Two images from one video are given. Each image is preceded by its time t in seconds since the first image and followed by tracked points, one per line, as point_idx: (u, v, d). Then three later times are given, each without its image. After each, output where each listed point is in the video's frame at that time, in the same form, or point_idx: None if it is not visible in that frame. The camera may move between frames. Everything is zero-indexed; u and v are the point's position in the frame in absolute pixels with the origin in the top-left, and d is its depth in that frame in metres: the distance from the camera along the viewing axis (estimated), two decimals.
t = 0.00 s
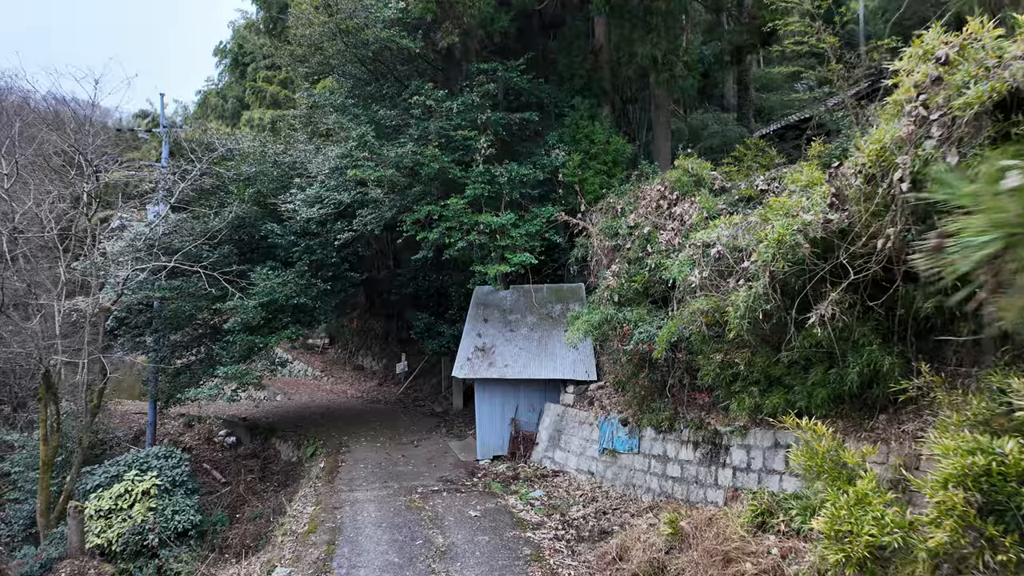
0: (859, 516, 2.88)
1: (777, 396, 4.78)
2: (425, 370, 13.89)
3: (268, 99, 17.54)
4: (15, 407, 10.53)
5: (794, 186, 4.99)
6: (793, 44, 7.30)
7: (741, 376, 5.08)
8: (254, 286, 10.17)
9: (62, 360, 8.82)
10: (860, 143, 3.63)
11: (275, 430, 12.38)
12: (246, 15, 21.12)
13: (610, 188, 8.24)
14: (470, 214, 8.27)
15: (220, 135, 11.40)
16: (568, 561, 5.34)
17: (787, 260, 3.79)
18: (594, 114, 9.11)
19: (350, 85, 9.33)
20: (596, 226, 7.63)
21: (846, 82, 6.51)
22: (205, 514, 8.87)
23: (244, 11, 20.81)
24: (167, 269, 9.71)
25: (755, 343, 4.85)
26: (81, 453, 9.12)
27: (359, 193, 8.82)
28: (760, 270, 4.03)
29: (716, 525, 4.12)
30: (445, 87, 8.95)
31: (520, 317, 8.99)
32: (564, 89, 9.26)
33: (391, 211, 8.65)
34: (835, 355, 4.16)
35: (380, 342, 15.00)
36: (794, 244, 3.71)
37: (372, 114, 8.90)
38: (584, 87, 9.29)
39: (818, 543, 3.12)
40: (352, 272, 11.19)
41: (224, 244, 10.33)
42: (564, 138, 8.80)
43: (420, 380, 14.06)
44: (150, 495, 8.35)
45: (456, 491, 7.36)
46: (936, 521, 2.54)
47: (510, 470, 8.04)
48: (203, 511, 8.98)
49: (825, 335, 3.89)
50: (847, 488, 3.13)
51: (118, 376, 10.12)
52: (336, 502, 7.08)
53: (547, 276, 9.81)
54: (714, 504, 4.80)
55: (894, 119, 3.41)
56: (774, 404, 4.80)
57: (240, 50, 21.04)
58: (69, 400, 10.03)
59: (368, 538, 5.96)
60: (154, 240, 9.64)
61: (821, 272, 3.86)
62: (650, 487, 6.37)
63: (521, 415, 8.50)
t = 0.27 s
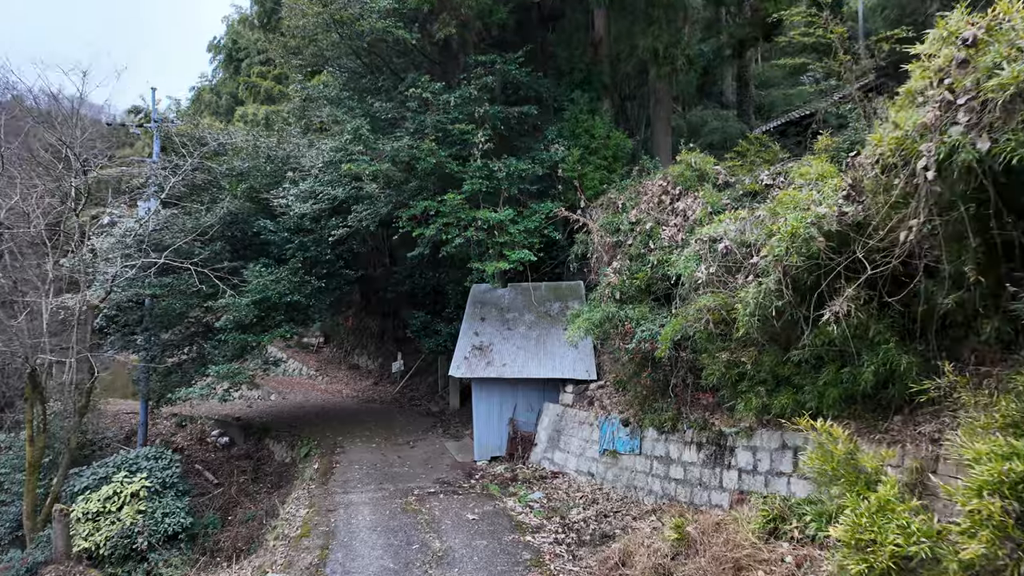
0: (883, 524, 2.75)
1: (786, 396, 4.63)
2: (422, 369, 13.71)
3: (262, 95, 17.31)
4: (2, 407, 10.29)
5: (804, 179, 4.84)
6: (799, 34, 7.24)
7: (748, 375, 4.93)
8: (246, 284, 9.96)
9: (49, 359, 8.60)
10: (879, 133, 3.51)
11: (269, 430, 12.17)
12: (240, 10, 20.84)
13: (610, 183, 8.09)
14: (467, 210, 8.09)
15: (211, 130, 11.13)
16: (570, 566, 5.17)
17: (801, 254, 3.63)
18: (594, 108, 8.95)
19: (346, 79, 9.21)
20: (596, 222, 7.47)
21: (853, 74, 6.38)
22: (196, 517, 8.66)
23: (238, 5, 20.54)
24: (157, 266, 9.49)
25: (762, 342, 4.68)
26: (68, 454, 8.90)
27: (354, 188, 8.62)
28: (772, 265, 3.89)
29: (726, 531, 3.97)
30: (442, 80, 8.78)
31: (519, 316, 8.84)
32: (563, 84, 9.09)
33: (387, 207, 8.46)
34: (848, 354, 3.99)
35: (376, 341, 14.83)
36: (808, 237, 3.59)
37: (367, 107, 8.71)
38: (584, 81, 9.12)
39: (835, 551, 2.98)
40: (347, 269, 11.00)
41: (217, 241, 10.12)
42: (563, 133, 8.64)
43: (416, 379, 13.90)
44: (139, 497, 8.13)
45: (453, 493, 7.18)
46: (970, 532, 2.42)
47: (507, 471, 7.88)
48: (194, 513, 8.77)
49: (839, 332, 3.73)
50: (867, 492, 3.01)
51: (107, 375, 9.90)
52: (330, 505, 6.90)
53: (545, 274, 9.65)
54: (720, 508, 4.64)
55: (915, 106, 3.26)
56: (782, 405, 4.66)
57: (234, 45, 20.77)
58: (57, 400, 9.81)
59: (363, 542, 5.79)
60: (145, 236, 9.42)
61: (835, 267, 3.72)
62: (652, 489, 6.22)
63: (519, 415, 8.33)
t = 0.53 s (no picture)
0: (911, 540, 2.66)
1: (795, 400, 4.49)
2: (417, 371, 13.52)
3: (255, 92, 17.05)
4: None
5: (813, 176, 4.70)
6: (805, 29, 7.24)
7: (755, 379, 4.79)
8: (238, 283, 9.75)
9: (34, 360, 8.37)
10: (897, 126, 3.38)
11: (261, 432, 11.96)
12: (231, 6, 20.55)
13: (610, 181, 7.94)
14: (465, 208, 7.92)
15: (203, 127, 10.90)
16: None
17: (816, 254, 3.47)
18: (593, 105, 8.80)
19: (339, 74, 9.03)
20: (596, 221, 7.33)
21: (859, 70, 6.25)
22: (186, 522, 8.46)
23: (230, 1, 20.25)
24: (146, 265, 9.27)
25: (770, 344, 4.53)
26: (53, 459, 8.68)
27: (348, 186, 8.43)
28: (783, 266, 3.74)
29: (735, 542, 3.84)
30: (438, 76, 8.61)
31: (517, 317, 8.68)
32: (562, 80, 8.94)
33: (381, 205, 8.27)
34: (861, 357, 3.83)
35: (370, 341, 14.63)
36: (824, 236, 3.44)
37: (362, 103, 8.52)
38: (583, 78, 8.97)
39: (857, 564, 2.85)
40: (341, 269, 10.80)
41: (207, 240, 9.90)
42: (562, 130, 8.48)
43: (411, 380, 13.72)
44: (127, 503, 7.93)
45: (450, 498, 7.02)
46: (1008, 551, 2.37)
47: (505, 475, 7.72)
48: (183, 518, 8.57)
49: (854, 335, 3.58)
50: (891, 505, 2.95)
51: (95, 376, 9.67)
52: (323, 511, 6.72)
53: (543, 274, 9.48)
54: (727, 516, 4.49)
55: (935, 99, 3.13)
56: (791, 409, 4.51)
57: (225, 42, 20.48)
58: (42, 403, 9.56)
59: (358, 550, 5.62)
60: (133, 235, 9.20)
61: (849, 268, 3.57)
62: (654, 494, 6.08)
63: (517, 418, 8.16)
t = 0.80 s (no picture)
0: (945, 552, 2.55)
1: (806, 401, 4.34)
2: (414, 370, 13.34)
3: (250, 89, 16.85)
4: None
5: (825, 169, 4.54)
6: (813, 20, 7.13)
7: (764, 379, 4.64)
8: (231, 282, 9.56)
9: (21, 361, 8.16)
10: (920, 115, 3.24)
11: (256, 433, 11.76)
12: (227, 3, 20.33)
13: (612, 177, 7.79)
14: (463, 205, 7.75)
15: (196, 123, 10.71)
16: None
17: (834, 248, 3.34)
18: (594, 100, 8.64)
19: (335, 68, 8.86)
20: (598, 217, 7.17)
21: (868, 62, 6.11)
22: (178, 526, 8.27)
23: None
24: (138, 263, 9.07)
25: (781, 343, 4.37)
26: (42, 461, 8.48)
27: (344, 182, 8.26)
28: (799, 261, 3.61)
29: (748, 549, 3.70)
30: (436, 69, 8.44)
31: (516, 316, 8.53)
32: (562, 75, 8.78)
33: (378, 202, 8.09)
34: (877, 356, 3.68)
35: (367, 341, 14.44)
36: (843, 229, 3.30)
37: (358, 97, 8.35)
38: (584, 72, 8.81)
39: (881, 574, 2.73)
40: (337, 267, 10.60)
41: (201, 238, 9.71)
42: (562, 125, 8.33)
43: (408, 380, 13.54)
44: (117, 506, 7.74)
45: (448, 502, 6.85)
46: None
47: (504, 477, 7.55)
48: (175, 522, 8.38)
49: (873, 333, 3.43)
50: (919, 513, 2.82)
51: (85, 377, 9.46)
52: (319, 515, 6.55)
53: (543, 272, 9.32)
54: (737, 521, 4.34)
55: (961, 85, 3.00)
56: (802, 411, 4.37)
57: (221, 39, 20.26)
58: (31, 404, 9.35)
59: (354, 556, 5.45)
60: (125, 232, 9.00)
61: (868, 263, 3.44)
62: (659, 497, 5.93)
63: (516, 418, 7.99)
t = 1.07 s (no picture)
0: None
1: (823, 406, 4.18)
2: (414, 371, 13.18)
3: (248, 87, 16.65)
4: None
5: (841, 166, 4.39)
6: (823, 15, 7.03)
7: (779, 383, 4.48)
8: (228, 282, 9.38)
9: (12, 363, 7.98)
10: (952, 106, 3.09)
11: (253, 435, 11.59)
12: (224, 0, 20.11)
13: (616, 175, 7.63)
14: (465, 203, 7.58)
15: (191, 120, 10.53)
16: None
17: (859, 248, 3.17)
18: (598, 96, 8.48)
19: (332, 62, 8.72)
20: (603, 216, 7.02)
21: (881, 57, 5.96)
22: (173, 532, 8.10)
23: None
24: (132, 262, 8.88)
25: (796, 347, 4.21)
26: (34, 465, 8.30)
27: (343, 180, 8.08)
28: (819, 261, 3.45)
29: (767, 566, 3.58)
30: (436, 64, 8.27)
31: (518, 317, 8.38)
32: (565, 71, 8.62)
33: (377, 200, 7.92)
34: (900, 360, 3.53)
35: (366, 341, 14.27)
36: (869, 228, 3.14)
37: (357, 93, 8.19)
38: (587, 68, 8.64)
39: None
40: (335, 267, 10.43)
41: (196, 237, 9.52)
42: (565, 122, 8.17)
43: (407, 381, 13.37)
44: (110, 512, 7.57)
45: (450, 508, 6.68)
46: None
47: (506, 482, 7.38)
48: (170, 528, 8.21)
49: (898, 337, 3.26)
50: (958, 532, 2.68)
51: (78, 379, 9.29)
52: (317, 522, 6.38)
53: (545, 272, 9.16)
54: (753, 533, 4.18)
55: (998, 73, 2.85)
56: (818, 416, 4.21)
57: (218, 37, 20.05)
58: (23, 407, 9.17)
59: (354, 566, 5.28)
60: (118, 231, 8.81)
61: (893, 263, 3.28)
62: (667, 504, 5.77)
63: (518, 422, 7.82)
